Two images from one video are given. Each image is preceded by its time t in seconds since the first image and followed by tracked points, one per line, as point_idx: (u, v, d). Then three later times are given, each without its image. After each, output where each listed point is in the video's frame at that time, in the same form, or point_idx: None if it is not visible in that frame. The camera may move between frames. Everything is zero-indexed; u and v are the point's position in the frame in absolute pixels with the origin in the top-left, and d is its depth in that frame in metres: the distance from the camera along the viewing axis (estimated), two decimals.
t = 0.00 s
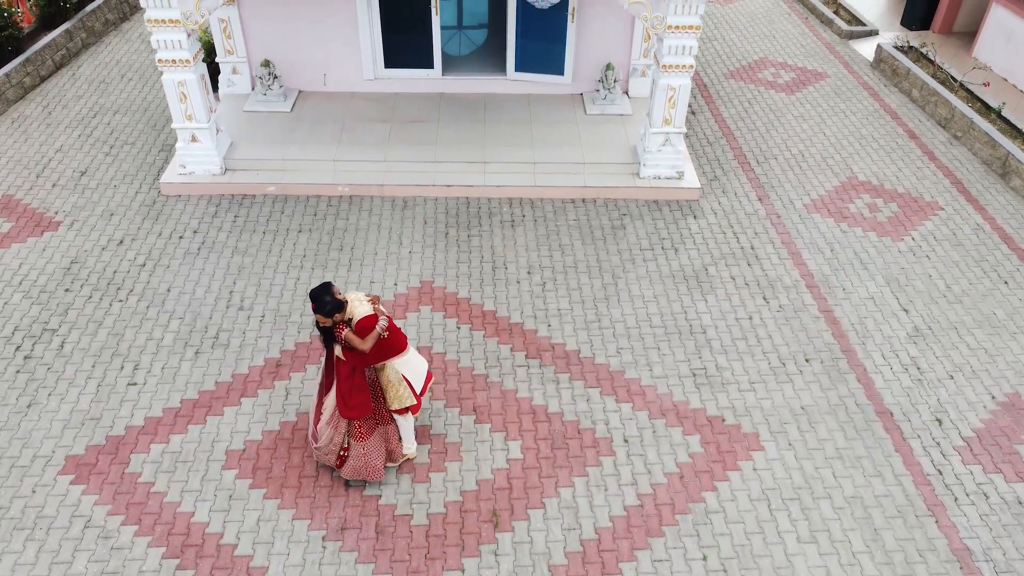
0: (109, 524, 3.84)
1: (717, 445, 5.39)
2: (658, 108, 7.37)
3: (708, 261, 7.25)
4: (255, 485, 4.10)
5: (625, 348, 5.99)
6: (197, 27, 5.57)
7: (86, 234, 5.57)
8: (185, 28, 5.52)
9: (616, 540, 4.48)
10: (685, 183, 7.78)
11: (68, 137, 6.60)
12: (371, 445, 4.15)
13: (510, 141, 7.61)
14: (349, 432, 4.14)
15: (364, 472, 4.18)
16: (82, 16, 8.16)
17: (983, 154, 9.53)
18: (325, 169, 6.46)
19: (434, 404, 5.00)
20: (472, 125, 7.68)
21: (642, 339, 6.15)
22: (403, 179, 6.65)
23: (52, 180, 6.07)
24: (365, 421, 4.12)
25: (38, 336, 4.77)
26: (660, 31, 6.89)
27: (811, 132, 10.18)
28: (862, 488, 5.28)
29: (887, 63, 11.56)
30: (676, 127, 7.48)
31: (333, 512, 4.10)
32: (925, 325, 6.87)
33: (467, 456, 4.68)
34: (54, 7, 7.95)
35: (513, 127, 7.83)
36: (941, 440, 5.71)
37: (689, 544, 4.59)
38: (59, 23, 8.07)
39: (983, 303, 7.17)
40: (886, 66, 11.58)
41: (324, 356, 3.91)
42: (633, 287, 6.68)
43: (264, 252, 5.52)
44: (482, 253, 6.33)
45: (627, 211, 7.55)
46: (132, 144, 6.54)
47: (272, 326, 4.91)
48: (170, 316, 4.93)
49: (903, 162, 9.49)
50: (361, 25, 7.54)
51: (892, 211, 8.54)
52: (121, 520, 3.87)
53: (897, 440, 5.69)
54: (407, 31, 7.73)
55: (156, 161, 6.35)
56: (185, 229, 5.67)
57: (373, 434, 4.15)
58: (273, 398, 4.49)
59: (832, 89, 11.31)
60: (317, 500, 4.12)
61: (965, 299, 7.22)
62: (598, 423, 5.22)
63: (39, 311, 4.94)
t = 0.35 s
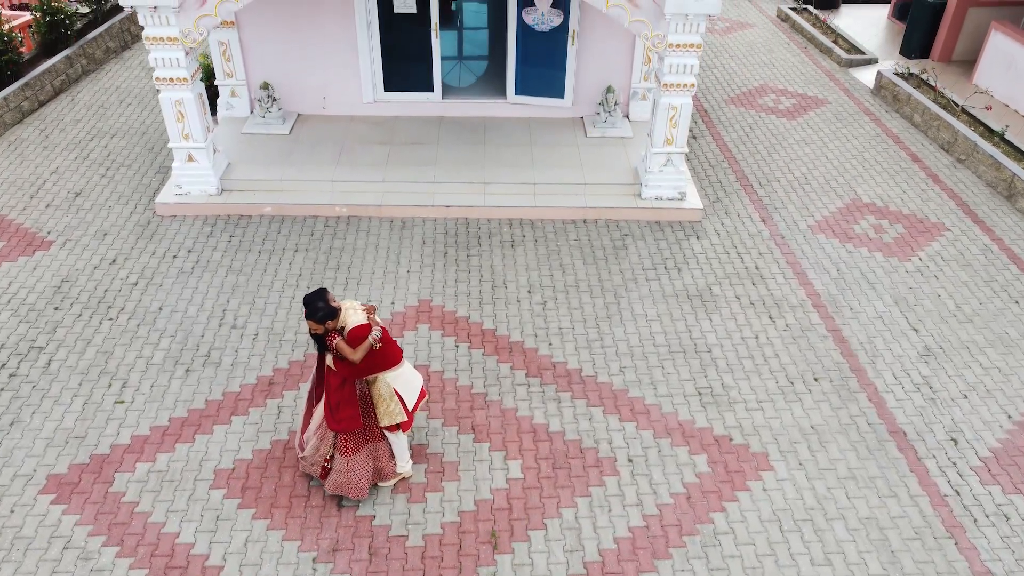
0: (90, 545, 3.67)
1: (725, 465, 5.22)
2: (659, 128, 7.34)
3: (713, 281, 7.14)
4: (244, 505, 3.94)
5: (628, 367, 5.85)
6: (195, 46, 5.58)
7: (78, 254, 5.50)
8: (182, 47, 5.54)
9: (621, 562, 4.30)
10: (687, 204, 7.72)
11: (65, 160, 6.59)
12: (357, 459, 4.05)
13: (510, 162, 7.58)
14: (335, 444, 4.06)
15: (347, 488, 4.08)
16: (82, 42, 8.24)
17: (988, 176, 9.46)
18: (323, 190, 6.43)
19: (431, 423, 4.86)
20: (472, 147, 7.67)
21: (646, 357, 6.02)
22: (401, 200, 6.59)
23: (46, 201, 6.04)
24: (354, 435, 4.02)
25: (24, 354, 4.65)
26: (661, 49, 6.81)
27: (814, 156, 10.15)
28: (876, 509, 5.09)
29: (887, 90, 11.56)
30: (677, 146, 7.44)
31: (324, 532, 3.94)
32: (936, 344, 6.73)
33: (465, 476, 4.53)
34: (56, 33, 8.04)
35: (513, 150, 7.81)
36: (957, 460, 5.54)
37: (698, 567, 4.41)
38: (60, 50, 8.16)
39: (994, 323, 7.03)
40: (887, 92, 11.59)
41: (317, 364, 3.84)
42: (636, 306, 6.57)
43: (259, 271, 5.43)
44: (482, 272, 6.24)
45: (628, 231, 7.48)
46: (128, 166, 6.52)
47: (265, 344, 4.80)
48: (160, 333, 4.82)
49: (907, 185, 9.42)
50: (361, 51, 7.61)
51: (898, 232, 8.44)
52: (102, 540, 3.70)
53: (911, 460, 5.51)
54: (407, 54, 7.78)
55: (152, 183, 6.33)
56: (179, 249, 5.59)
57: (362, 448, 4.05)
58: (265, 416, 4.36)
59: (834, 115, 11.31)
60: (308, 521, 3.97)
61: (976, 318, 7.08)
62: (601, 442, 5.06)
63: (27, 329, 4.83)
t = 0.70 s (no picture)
0: (66, 569, 3.49)
1: (734, 487, 5.02)
2: (661, 151, 7.28)
3: (717, 303, 7.02)
4: (231, 527, 3.77)
5: (632, 388, 5.69)
6: (193, 66, 5.61)
7: (70, 276, 5.42)
8: (180, 67, 5.58)
9: None
10: (690, 228, 7.64)
11: (60, 185, 6.57)
12: (352, 480, 3.90)
13: (510, 186, 7.54)
14: (329, 465, 3.91)
15: (342, 510, 3.92)
16: (82, 73, 8.33)
17: (993, 202, 9.37)
18: (321, 214, 6.38)
19: (428, 444, 4.70)
20: (471, 172, 7.64)
21: (649, 378, 5.86)
22: (399, 224, 6.52)
23: (40, 225, 5.99)
24: (348, 454, 3.88)
25: (8, 374, 4.52)
26: (661, 70, 6.76)
27: (816, 182, 10.10)
28: (894, 532, 4.88)
29: (887, 119, 11.59)
30: (679, 169, 7.40)
31: (314, 556, 3.77)
32: (948, 365, 6.56)
33: (463, 499, 4.35)
34: (56, 63, 8.16)
35: (513, 174, 7.79)
36: (975, 482, 5.33)
37: None
38: (60, 79, 8.27)
39: (1007, 344, 6.87)
40: (887, 121, 11.59)
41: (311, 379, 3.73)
42: (638, 327, 6.44)
43: (253, 292, 5.33)
44: (481, 294, 6.14)
45: (629, 255, 7.39)
46: (124, 191, 6.50)
47: (257, 365, 4.69)
48: (149, 354, 4.70)
49: (911, 210, 9.33)
50: (361, 81, 7.70)
51: (904, 255, 8.33)
52: (80, 563, 3.52)
53: (928, 482, 5.31)
54: (407, 80, 7.83)
55: (147, 208, 6.29)
56: (172, 270, 5.51)
57: (355, 468, 3.90)
58: (255, 437, 4.21)
59: (835, 143, 11.30)
60: (297, 544, 3.80)
61: (988, 340, 6.92)
62: (604, 463, 4.88)
63: (13, 349, 4.72)
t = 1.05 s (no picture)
0: None
1: (743, 506, 4.86)
2: (662, 171, 7.24)
3: (721, 323, 6.92)
4: (219, 546, 3.64)
5: (636, 406, 5.55)
6: (192, 85, 5.68)
7: (63, 295, 5.36)
8: (179, 86, 5.64)
9: None
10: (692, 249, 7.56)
11: (57, 208, 6.55)
12: (347, 498, 3.77)
13: (511, 208, 7.51)
14: (322, 483, 3.78)
15: (339, 531, 3.77)
16: (82, 100, 8.45)
17: (998, 225, 9.30)
18: (319, 235, 6.35)
19: (426, 462, 4.57)
20: (471, 194, 7.62)
21: (653, 397, 5.72)
22: (397, 246, 6.47)
23: (34, 246, 5.95)
24: (342, 470, 3.76)
25: None
26: (663, 89, 6.70)
27: (818, 205, 10.06)
28: (910, 552, 4.70)
29: (888, 145, 11.59)
30: (681, 189, 7.32)
31: None
32: (959, 384, 6.41)
33: (462, 518, 4.21)
34: (58, 89, 8.25)
35: (513, 196, 7.76)
36: (993, 501, 5.15)
37: None
38: (60, 105, 8.34)
39: (1019, 363, 6.72)
40: (887, 147, 11.60)
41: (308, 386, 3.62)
42: (641, 346, 6.32)
43: (248, 311, 5.25)
44: (480, 314, 6.06)
45: (631, 275, 7.31)
46: (121, 214, 6.48)
47: (251, 383, 4.59)
48: (140, 372, 4.61)
49: (916, 233, 9.26)
50: (362, 106, 7.75)
51: (910, 277, 8.23)
52: None
53: (944, 502, 5.13)
54: (407, 104, 7.86)
55: (143, 230, 6.26)
56: (166, 289, 5.45)
57: (349, 485, 3.78)
58: (247, 454, 4.10)
59: (837, 169, 11.30)
60: (288, 563, 3.65)
61: (1000, 359, 6.78)
62: (608, 482, 4.73)
63: (1, 367, 4.63)
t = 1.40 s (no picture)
0: None
1: (753, 525, 4.68)
2: (664, 193, 7.15)
3: (726, 344, 6.80)
4: (207, 564, 3.49)
5: (640, 425, 5.40)
6: (191, 105, 5.83)
7: (55, 316, 5.30)
8: (179, 105, 5.79)
9: None
10: (695, 272, 7.47)
11: (53, 233, 6.54)
12: (339, 517, 3.63)
13: (511, 232, 7.48)
14: (313, 501, 3.63)
15: (329, 552, 3.62)
16: (83, 130, 8.47)
17: (1004, 249, 9.22)
18: (317, 258, 6.32)
19: (423, 481, 4.43)
20: (471, 218, 7.60)
21: (658, 416, 5.57)
22: (396, 271, 6.41)
23: (29, 269, 5.92)
24: (335, 488, 3.61)
25: None
26: (664, 110, 6.60)
27: (821, 231, 10.01)
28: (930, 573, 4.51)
29: (892, 173, 11.52)
30: (683, 212, 7.24)
31: None
32: (972, 404, 6.26)
33: (461, 537, 4.05)
34: (58, 118, 8.27)
35: (513, 221, 7.73)
36: (1013, 521, 4.97)
37: None
38: (62, 134, 8.36)
39: None
40: (888, 176, 11.60)
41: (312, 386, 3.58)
42: (645, 366, 6.20)
43: (243, 332, 5.17)
44: (481, 335, 5.98)
45: (634, 298, 7.22)
46: (118, 239, 6.46)
47: (245, 402, 4.48)
48: (131, 391, 4.51)
49: (921, 257, 9.19)
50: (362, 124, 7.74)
51: (917, 299, 8.13)
52: None
53: (962, 521, 4.95)
54: (406, 131, 7.90)
55: (140, 253, 6.24)
56: (160, 311, 5.38)
57: (341, 504, 3.64)
58: (238, 472, 3.97)
59: (840, 196, 11.27)
60: None
61: (1013, 379, 6.63)
62: (612, 500, 4.58)
63: None
